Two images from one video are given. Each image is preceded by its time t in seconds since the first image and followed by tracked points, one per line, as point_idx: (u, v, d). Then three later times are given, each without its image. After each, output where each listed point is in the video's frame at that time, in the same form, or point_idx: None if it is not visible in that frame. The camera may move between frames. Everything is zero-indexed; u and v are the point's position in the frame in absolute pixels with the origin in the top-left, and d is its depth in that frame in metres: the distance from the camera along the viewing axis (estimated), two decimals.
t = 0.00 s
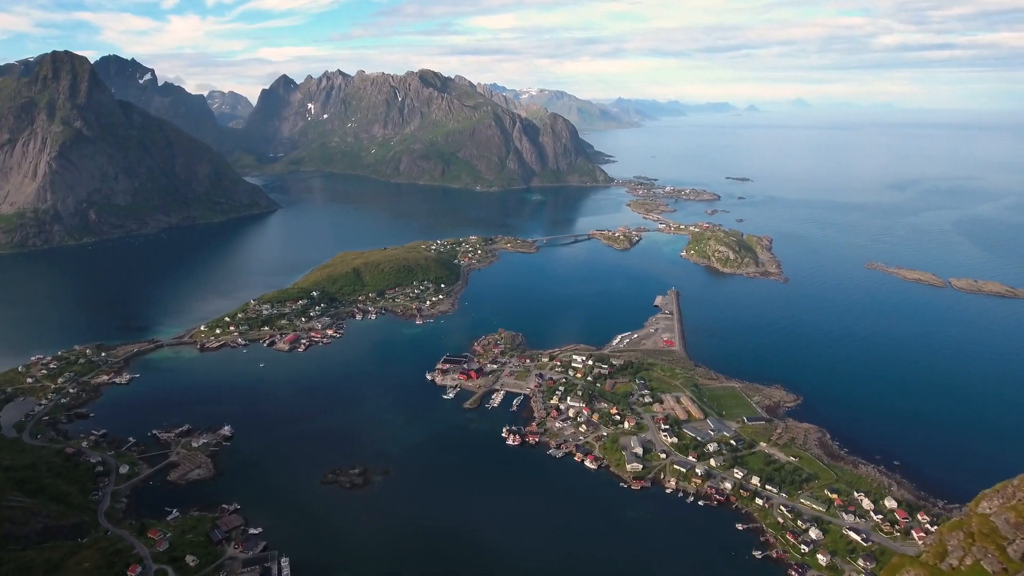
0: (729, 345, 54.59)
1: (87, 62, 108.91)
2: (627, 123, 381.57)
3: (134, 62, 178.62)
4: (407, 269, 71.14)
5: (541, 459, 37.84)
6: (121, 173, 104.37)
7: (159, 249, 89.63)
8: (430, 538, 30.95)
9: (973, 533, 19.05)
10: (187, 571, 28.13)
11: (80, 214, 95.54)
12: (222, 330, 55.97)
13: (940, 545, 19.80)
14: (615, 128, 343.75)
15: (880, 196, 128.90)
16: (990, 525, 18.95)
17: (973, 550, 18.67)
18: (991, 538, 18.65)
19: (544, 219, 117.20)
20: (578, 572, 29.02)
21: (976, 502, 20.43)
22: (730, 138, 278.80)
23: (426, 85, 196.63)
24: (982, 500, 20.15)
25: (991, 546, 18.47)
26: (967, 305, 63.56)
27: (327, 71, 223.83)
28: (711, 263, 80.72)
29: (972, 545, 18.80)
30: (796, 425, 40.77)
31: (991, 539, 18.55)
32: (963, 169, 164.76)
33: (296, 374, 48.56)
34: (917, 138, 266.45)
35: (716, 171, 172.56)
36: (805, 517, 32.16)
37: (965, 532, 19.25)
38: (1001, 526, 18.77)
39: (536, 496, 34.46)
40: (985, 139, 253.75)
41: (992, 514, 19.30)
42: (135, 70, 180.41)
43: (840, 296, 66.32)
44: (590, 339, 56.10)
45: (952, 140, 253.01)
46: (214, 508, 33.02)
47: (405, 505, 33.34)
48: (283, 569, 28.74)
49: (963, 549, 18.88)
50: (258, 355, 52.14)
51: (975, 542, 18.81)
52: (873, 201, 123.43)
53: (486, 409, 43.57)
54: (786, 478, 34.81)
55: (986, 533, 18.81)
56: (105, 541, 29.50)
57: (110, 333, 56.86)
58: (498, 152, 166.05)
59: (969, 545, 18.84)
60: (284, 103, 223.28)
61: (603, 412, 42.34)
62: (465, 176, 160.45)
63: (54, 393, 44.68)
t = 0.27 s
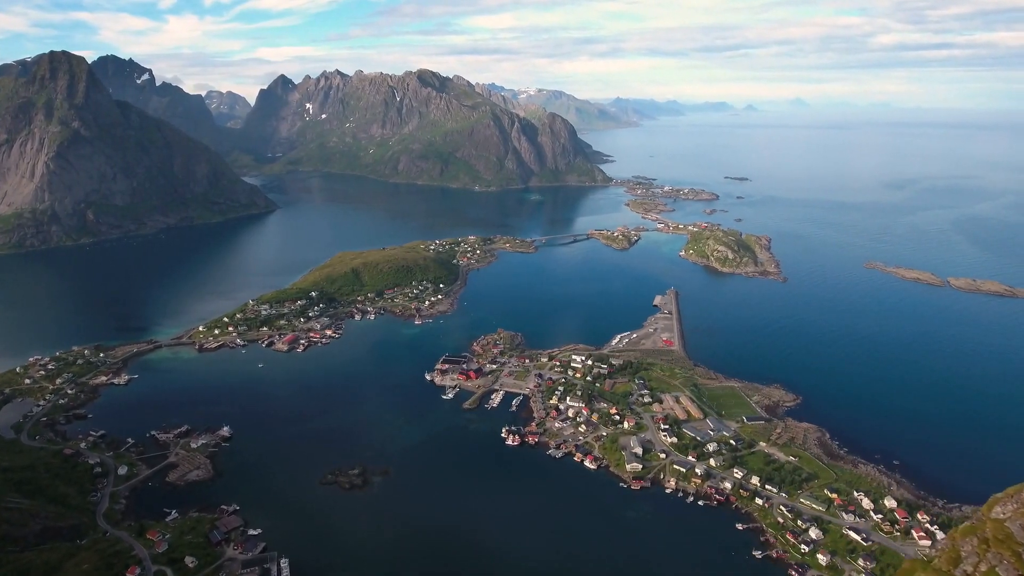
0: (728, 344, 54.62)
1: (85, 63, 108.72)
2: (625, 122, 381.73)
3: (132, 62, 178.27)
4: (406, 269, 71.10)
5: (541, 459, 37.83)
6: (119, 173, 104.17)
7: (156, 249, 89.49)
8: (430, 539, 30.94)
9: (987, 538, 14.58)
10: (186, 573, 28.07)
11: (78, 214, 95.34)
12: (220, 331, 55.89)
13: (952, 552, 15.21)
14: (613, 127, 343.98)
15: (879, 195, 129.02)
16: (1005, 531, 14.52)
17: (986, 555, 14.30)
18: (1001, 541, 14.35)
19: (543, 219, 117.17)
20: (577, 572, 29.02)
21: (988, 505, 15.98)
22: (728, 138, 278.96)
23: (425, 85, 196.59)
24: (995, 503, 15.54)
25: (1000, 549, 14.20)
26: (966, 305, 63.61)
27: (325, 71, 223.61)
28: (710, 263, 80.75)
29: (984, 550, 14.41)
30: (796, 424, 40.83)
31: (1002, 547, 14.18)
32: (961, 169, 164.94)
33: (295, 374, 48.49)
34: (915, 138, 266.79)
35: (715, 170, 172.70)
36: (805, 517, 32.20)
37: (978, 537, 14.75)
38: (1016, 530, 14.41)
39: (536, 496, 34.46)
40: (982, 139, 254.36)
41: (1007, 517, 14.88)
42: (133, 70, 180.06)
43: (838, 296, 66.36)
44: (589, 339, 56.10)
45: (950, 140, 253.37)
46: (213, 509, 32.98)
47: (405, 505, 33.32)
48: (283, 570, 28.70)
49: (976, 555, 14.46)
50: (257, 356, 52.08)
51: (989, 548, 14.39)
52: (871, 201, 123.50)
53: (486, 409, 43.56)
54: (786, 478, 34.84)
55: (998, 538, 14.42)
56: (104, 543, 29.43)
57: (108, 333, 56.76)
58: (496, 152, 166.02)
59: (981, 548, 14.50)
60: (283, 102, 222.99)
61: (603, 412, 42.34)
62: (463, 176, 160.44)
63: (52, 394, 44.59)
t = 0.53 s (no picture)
0: (727, 344, 54.67)
1: (83, 63, 108.61)
2: (623, 122, 381.57)
3: (130, 62, 178.02)
4: (405, 269, 71.07)
5: (541, 459, 37.84)
6: (117, 173, 104.06)
7: (155, 249, 89.38)
8: (430, 539, 30.92)
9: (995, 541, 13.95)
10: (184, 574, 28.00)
11: (76, 214, 95.19)
12: (219, 331, 55.80)
13: (963, 557, 14.59)
14: (611, 127, 344.18)
15: (877, 195, 129.12)
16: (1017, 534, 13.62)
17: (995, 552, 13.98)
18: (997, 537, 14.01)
19: (541, 218, 117.16)
20: (577, 572, 29.03)
21: (1000, 509, 14.88)
22: (726, 138, 279.13)
23: (423, 84, 196.56)
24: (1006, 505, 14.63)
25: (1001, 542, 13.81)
26: (964, 304, 63.66)
27: (323, 71, 223.43)
28: (709, 262, 80.79)
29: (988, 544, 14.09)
30: (795, 424, 40.90)
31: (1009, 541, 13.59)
32: (959, 168, 165.13)
33: (294, 374, 48.43)
34: (913, 137, 266.96)
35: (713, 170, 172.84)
36: (805, 516, 32.21)
37: (990, 542, 14.00)
38: None
39: (536, 496, 34.45)
40: (980, 138, 255.01)
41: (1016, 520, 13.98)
42: (131, 70, 179.71)
43: (837, 295, 66.44)
44: (588, 339, 56.08)
45: (948, 139, 253.58)
46: (212, 510, 32.92)
47: (404, 505, 33.31)
48: (283, 571, 28.65)
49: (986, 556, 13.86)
50: (256, 356, 51.98)
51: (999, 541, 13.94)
52: (870, 200, 123.58)
53: (485, 409, 43.55)
54: (786, 477, 34.87)
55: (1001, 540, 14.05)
56: (103, 544, 29.40)
57: (106, 334, 56.68)
58: (495, 152, 165.98)
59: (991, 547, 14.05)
60: (281, 102, 222.78)
61: (602, 412, 42.35)
62: (462, 176, 160.39)
63: (50, 395, 44.53)
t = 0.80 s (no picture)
0: (726, 343, 54.71)
1: (80, 63, 108.38)
2: (621, 122, 381.72)
3: (127, 62, 177.65)
4: (404, 270, 70.99)
5: (540, 459, 37.83)
6: (114, 174, 103.86)
7: (152, 250, 89.20)
8: (430, 539, 30.89)
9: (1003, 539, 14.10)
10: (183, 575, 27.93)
11: (73, 215, 94.98)
12: (217, 332, 55.71)
13: (974, 560, 14.90)
14: (609, 126, 344.65)
15: (875, 194, 129.33)
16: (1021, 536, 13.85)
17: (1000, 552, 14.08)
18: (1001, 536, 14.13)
19: (539, 218, 117.17)
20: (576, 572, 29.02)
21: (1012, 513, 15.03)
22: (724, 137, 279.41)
23: (421, 84, 196.47)
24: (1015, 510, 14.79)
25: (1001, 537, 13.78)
26: (962, 303, 63.77)
27: (321, 71, 223.11)
28: (707, 262, 80.83)
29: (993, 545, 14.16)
30: (794, 423, 40.94)
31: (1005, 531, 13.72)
32: (956, 167, 165.50)
33: (292, 375, 48.35)
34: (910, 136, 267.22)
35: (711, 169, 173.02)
36: (804, 516, 32.25)
37: (1001, 545, 14.15)
38: None
39: (535, 496, 34.44)
40: (977, 137, 255.78)
41: None
42: (128, 70, 179.27)
43: (835, 295, 66.54)
44: (587, 339, 56.07)
45: (946, 139, 253.97)
46: (211, 511, 32.86)
47: (404, 506, 33.28)
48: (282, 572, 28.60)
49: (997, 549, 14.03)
50: (254, 357, 51.87)
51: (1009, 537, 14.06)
52: (867, 199, 123.75)
53: (484, 409, 43.53)
54: (785, 477, 34.90)
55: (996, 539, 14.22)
56: (101, 545, 29.33)
57: (104, 335, 56.52)
58: (493, 152, 165.95)
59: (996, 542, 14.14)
60: (278, 102, 222.41)
61: (601, 412, 42.36)
62: (460, 175, 160.35)
63: (48, 396, 44.41)
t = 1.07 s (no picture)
0: (724, 343, 54.75)
1: (76, 63, 108.07)
2: (619, 121, 381.90)
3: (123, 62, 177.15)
4: (402, 270, 70.91)
5: (538, 459, 37.82)
6: (111, 174, 103.58)
7: (150, 250, 88.96)
8: (429, 540, 30.86)
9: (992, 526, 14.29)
10: None
11: (70, 215, 94.71)
12: (215, 332, 55.60)
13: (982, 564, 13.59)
14: (607, 126, 345.20)
15: (872, 193, 129.54)
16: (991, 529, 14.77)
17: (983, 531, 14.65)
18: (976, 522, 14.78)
19: (538, 218, 117.14)
20: (575, 572, 29.02)
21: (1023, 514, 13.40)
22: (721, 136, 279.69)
23: (419, 84, 196.32)
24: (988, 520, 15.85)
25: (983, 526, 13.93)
26: (960, 302, 63.88)
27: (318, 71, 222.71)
28: (705, 262, 80.88)
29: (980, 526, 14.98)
30: (793, 423, 40.99)
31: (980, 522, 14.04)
32: (953, 167, 165.89)
33: (291, 376, 48.26)
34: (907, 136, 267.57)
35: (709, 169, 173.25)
36: (803, 515, 32.30)
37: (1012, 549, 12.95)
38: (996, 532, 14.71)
39: (535, 496, 34.45)
40: (974, 137, 256.32)
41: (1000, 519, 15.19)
42: (125, 70, 178.87)
43: (833, 294, 66.61)
44: (585, 338, 56.04)
45: (942, 138, 254.54)
46: (209, 512, 32.79)
47: (403, 506, 33.27)
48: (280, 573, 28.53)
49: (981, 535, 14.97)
50: (252, 357, 51.75)
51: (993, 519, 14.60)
52: (865, 199, 123.95)
53: (482, 409, 43.51)
54: (784, 476, 34.95)
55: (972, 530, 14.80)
56: (99, 547, 29.24)
57: (101, 335, 56.37)
58: (491, 151, 165.89)
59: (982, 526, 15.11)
60: (276, 102, 222.01)
61: (600, 412, 42.34)
62: (457, 175, 160.33)
63: (45, 397, 44.27)
